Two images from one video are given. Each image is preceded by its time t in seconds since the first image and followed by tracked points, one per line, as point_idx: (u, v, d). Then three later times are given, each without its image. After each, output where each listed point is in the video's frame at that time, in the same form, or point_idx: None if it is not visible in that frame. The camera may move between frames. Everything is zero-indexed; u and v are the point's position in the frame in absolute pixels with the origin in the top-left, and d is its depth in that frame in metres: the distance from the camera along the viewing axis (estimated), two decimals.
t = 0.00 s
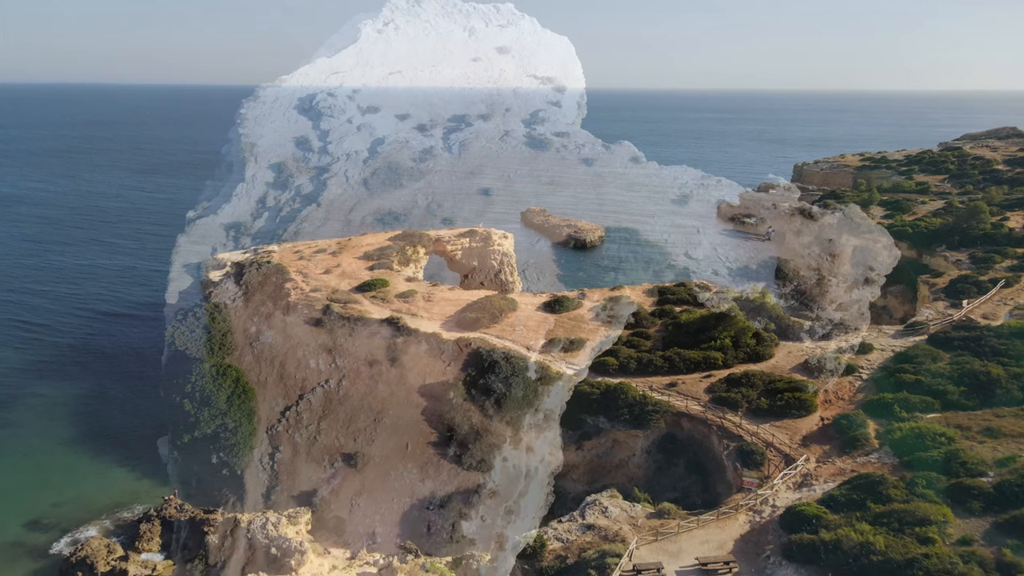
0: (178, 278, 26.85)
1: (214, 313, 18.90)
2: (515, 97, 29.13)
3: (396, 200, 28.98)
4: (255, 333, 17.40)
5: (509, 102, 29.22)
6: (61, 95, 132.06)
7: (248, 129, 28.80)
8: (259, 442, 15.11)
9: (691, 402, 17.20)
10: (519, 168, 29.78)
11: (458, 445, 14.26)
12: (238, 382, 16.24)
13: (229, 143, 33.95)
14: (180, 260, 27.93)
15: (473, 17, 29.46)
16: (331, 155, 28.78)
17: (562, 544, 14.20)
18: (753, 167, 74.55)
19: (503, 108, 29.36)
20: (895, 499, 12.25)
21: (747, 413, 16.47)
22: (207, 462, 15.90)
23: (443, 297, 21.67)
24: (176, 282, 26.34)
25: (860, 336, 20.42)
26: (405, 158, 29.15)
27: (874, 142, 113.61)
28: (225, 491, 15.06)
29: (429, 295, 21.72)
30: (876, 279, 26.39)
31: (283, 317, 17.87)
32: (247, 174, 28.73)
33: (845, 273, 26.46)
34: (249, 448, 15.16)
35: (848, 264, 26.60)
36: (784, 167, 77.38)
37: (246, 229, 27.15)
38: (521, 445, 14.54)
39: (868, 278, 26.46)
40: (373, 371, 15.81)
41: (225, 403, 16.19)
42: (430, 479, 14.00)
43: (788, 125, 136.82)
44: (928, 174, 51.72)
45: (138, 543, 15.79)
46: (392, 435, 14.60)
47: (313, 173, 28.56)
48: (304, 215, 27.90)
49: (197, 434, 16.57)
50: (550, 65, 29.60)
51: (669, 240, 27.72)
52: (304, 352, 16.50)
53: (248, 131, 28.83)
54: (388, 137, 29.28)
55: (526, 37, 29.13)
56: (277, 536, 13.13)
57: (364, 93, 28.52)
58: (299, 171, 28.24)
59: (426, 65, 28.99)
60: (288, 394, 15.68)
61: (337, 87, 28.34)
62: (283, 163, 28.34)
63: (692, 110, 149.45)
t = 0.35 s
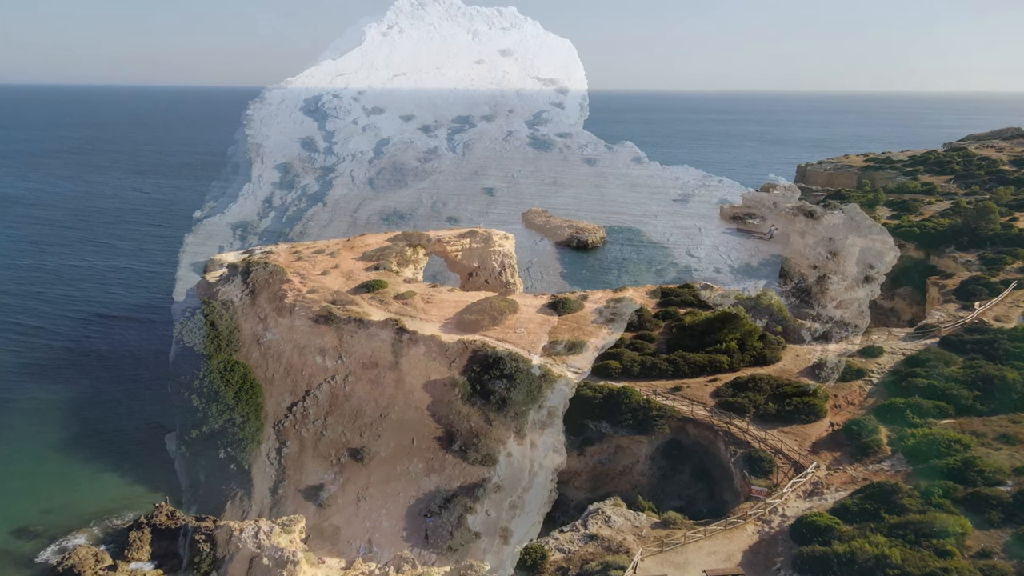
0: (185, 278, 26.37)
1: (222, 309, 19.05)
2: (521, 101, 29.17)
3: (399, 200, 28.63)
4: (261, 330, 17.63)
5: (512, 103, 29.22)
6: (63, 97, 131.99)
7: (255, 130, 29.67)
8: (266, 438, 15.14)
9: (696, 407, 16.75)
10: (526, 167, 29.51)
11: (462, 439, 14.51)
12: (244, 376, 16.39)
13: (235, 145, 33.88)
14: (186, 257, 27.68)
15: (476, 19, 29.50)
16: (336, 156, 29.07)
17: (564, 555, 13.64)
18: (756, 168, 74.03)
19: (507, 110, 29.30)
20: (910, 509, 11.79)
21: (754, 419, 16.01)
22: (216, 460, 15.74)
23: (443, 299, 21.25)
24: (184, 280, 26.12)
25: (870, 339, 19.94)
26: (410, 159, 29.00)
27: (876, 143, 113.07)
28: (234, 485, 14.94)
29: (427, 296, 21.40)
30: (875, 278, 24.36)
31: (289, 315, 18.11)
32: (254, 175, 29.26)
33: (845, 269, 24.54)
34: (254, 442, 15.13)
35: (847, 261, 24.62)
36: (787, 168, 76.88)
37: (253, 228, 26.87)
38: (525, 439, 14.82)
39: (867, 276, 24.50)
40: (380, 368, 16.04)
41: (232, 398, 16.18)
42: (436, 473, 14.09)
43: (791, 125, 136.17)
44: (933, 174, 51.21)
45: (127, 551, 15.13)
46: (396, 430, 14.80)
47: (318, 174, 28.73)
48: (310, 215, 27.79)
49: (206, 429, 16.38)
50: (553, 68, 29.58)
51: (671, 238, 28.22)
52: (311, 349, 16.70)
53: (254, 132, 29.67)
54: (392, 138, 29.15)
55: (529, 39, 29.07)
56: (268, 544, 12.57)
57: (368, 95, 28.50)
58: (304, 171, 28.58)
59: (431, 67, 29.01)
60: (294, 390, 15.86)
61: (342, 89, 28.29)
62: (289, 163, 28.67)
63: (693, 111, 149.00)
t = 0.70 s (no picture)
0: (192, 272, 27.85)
1: (231, 304, 19.76)
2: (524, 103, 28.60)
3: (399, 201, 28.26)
4: (269, 327, 18.93)
5: (516, 104, 28.60)
6: (61, 100, 131.32)
7: (261, 131, 29.29)
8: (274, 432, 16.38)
9: (701, 412, 16.29)
10: (528, 169, 29.20)
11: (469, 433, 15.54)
12: (252, 373, 17.39)
13: (241, 147, 34.09)
14: (196, 256, 29.02)
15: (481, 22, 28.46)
16: (342, 157, 28.29)
17: (565, 566, 12.27)
18: (758, 169, 73.53)
19: (511, 112, 28.73)
20: (926, 520, 11.32)
21: (760, 424, 15.60)
22: (225, 455, 17.02)
23: (442, 300, 20.91)
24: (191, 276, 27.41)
25: (880, 343, 19.49)
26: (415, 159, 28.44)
27: (878, 144, 112.54)
28: (242, 479, 16.02)
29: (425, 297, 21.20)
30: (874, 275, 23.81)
31: (295, 315, 19.21)
32: (260, 175, 29.23)
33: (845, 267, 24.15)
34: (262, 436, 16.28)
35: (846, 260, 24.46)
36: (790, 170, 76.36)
37: (260, 228, 27.34)
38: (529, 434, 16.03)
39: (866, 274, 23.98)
40: (385, 363, 17.29)
41: (241, 393, 16.83)
42: (441, 467, 15.00)
43: (792, 127, 135.63)
44: (938, 175, 50.66)
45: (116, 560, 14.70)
46: (403, 423, 15.92)
47: (324, 174, 28.17)
48: (316, 215, 27.69)
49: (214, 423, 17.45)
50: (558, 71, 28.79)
51: (674, 237, 28.65)
52: (319, 344, 18.04)
53: (261, 133, 29.25)
54: (398, 139, 28.47)
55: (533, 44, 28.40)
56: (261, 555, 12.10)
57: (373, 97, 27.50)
58: (311, 172, 27.96)
59: (435, 69, 28.09)
60: (304, 385, 17.13)
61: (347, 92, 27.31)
62: (295, 165, 28.15)
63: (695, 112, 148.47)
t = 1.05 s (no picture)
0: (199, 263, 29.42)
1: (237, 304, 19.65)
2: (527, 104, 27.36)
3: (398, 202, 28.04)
4: (275, 325, 18.79)
5: (519, 107, 27.47)
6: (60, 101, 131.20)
7: (268, 132, 30.23)
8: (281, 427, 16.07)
9: (707, 417, 15.84)
10: (531, 169, 28.86)
11: (475, 428, 15.16)
12: (259, 370, 17.15)
13: (249, 147, 34.44)
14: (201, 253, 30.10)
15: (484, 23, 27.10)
16: (348, 157, 28.32)
17: None
18: (760, 171, 73.06)
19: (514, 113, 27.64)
20: (943, 533, 10.83)
21: (767, 431, 15.14)
22: (231, 449, 16.76)
23: (442, 302, 20.55)
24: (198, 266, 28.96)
25: (890, 346, 19.02)
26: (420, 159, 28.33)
27: (879, 146, 112.08)
28: (249, 474, 15.70)
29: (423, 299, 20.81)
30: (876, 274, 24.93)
31: (301, 312, 19.07)
32: (267, 176, 30.49)
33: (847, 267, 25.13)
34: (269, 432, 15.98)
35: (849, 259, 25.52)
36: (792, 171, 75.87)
37: (266, 228, 27.84)
38: (534, 432, 15.60)
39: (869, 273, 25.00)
40: (390, 360, 17.00)
41: (249, 389, 16.70)
42: (447, 461, 14.67)
43: (794, 128, 135.23)
44: (943, 176, 50.12)
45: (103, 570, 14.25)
46: (409, 419, 15.54)
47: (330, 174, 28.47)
48: (322, 215, 27.90)
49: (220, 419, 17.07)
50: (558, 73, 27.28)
51: (675, 237, 28.37)
52: (324, 343, 17.70)
53: (269, 134, 30.13)
54: (402, 140, 28.05)
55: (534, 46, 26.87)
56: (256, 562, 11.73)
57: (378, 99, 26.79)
58: (316, 172, 28.31)
59: (438, 72, 26.89)
60: (309, 381, 16.85)
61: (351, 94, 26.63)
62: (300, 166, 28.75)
63: (696, 114, 148.12)
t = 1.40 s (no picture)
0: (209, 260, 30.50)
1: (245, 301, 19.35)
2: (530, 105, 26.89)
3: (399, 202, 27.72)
4: (283, 322, 18.38)
5: (523, 108, 26.90)
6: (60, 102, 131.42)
7: (274, 134, 29.53)
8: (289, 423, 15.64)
9: (712, 423, 15.42)
10: (534, 171, 27.67)
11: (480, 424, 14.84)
12: (268, 367, 16.61)
13: (255, 147, 34.25)
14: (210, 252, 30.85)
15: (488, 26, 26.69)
16: (354, 159, 27.70)
17: None
18: (762, 172, 72.62)
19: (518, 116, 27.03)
20: (960, 545, 10.40)
21: (775, 436, 14.72)
22: (241, 445, 16.38)
23: (442, 303, 20.14)
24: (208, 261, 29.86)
25: (899, 349, 18.58)
26: (425, 159, 27.34)
27: (880, 146, 111.64)
28: (258, 470, 15.33)
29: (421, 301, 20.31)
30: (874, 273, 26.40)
31: (309, 312, 18.72)
32: (274, 177, 29.10)
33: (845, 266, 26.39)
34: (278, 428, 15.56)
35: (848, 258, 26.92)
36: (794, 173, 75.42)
37: (274, 227, 28.55)
38: (539, 428, 15.23)
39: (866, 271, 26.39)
40: (398, 358, 16.65)
41: (258, 384, 16.19)
42: (454, 456, 14.29)
43: (794, 129, 134.75)
44: (948, 177, 49.58)
45: None
46: (418, 414, 15.14)
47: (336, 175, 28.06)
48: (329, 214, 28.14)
49: (228, 415, 16.60)
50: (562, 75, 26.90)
51: (677, 237, 27.31)
52: (330, 339, 17.32)
53: (274, 135, 29.46)
54: (407, 141, 27.34)
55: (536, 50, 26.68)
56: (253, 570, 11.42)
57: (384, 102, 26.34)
58: (323, 172, 27.83)
59: (443, 74, 26.44)
60: (316, 376, 16.45)
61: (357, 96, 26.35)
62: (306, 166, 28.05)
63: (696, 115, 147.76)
